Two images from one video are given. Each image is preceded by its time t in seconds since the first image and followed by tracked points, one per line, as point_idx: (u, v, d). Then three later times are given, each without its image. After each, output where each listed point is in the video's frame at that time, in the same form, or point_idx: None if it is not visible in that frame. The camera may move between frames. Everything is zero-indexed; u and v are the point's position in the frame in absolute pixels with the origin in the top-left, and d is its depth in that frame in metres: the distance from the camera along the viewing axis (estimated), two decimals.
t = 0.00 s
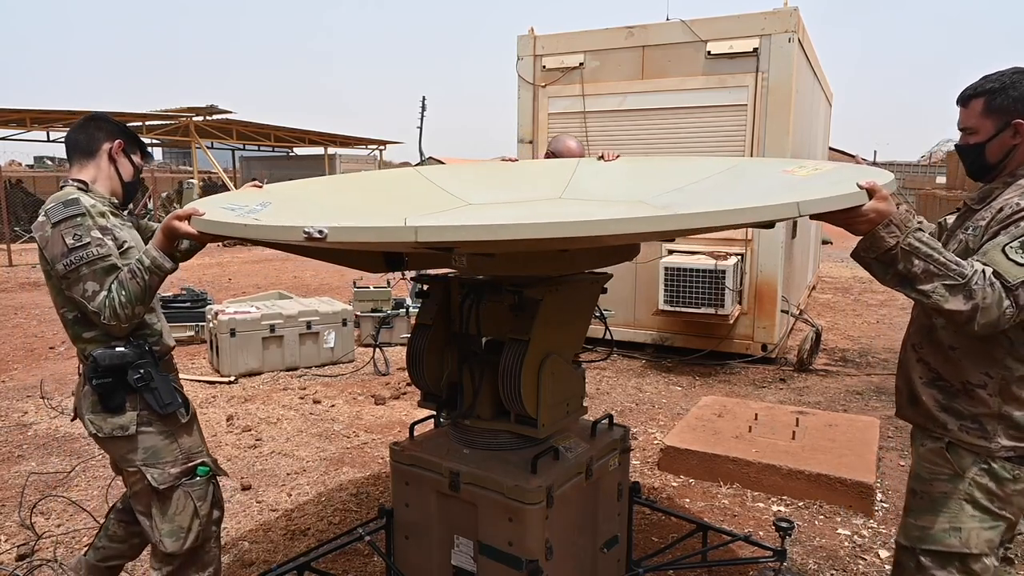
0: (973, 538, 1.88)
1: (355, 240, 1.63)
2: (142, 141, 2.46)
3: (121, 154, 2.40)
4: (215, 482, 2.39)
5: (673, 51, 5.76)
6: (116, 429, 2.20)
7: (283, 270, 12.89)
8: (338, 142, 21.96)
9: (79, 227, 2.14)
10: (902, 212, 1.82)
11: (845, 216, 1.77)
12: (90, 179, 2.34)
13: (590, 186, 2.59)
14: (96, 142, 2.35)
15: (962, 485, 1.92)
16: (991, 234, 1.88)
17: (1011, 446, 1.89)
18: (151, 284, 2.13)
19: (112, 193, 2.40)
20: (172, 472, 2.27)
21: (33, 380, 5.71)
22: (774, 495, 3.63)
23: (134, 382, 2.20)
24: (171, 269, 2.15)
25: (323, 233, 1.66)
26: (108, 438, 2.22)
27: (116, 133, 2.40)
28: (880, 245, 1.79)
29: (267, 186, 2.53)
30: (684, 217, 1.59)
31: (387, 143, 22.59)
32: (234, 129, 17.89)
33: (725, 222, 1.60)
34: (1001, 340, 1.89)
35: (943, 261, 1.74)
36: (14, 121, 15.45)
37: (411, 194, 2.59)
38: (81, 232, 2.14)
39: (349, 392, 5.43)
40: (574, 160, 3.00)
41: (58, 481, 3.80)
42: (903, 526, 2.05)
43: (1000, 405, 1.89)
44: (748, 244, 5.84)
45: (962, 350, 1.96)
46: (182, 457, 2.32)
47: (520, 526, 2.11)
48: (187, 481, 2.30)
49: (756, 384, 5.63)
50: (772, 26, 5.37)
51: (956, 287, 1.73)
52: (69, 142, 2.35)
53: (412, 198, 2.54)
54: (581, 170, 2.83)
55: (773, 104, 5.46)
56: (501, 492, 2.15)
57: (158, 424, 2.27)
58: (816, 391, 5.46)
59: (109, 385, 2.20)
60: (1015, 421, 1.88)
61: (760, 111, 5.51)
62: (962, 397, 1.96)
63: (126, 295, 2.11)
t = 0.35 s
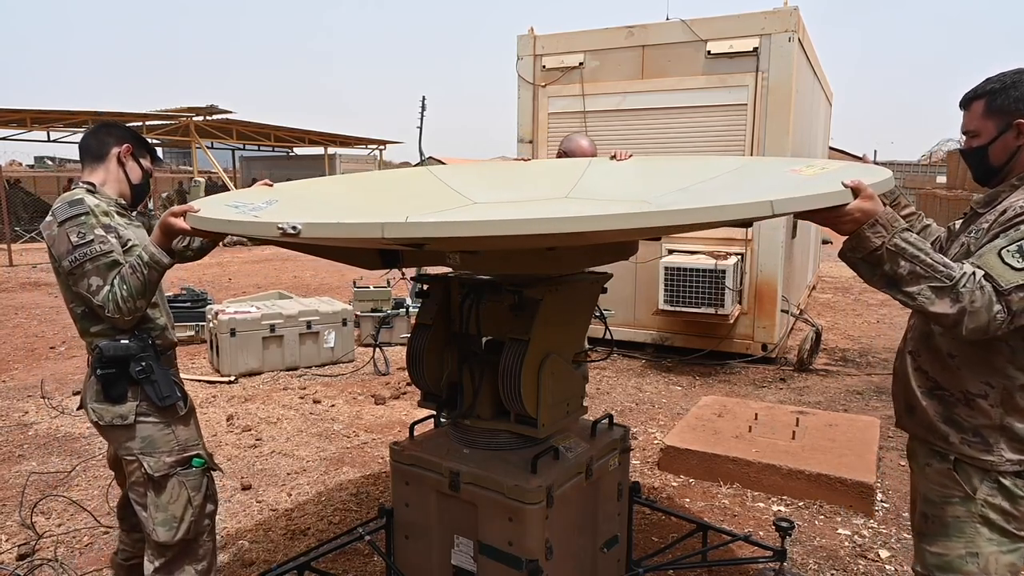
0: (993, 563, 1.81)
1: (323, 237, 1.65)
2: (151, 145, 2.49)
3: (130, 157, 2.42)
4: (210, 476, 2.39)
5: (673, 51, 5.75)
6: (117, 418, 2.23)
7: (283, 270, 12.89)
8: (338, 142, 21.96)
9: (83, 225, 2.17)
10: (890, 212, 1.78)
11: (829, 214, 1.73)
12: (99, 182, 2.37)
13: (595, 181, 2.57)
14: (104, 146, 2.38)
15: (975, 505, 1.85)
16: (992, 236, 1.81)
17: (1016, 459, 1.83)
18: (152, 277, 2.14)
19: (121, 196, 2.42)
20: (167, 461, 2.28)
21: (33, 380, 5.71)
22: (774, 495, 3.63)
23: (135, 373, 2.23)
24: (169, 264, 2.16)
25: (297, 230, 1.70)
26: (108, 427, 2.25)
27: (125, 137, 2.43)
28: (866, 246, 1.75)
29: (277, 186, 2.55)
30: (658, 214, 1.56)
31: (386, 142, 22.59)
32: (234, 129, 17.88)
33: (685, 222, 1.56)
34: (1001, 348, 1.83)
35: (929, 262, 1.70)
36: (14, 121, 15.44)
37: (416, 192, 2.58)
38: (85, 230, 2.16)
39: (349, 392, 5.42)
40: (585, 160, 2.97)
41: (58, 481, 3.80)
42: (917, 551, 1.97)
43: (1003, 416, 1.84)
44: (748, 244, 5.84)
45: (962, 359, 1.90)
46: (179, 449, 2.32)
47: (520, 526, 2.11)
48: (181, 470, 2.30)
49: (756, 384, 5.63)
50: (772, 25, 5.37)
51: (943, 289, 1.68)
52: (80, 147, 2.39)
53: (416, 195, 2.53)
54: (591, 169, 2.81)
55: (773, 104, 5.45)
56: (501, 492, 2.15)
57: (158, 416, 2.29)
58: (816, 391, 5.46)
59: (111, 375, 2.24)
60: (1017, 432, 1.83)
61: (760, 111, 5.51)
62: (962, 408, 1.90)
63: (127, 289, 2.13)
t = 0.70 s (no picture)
0: None
1: (296, 237, 1.70)
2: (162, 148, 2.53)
3: (139, 160, 2.48)
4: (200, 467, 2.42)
5: (673, 51, 5.75)
6: (108, 411, 2.30)
7: (283, 270, 12.90)
8: (338, 142, 21.97)
9: (90, 225, 2.21)
10: (871, 210, 1.69)
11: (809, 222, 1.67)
12: (109, 185, 2.44)
13: (600, 180, 2.56)
14: (115, 150, 2.45)
15: (987, 518, 1.75)
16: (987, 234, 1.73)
17: None
18: (150, 276, 2.19)
19: (131, 199, 2.49)
20: (155, 452, 2.32)
21: (33, 381, 5.71)
22: (774, 495, 3.63)
23: (124, 369, 2.28)
24: (167, 261, 2.19)
25: (271, 230, 1.74)
26: (102, 419, 2.32)
27: (136, 141, 2.48)
28: (848, 247, 1.67)
29: (285, 185, 2.56)
30: (642, 212, 1.54)
31: (386, 143, 22.61)
32: (234, 129, 17.90)
33: (665, 222, 1.54)
34: (1011, 350, 1.73)
35: (915, 260, 1.62)
36: (14, 121, 15.44)
37: (421, 191, 2.58)
38: (93, 230, 2.21)
39: (349, 392, 5.42)
40: (594, 159, 2.96)
41: (58, 481, 3.80)
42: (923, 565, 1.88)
43: (1014, 421, 1.74)
44: (748, 244, 5.84)
45: (969, 363, 1.80)
46: (169, 441, 2.36)
47: (520, 526, 2.11)
48: (170, 462, 2.34)
49: (756, 384, 5.63)
50: (772, 25, 5.37)
51: (930, 288, 1.60)
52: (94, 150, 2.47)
53: (420, 194, 2.53)
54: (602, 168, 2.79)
55: (773, 104, 5.45)
56: (501, 491, 2.15)
57: (147, 410, 2.33)
58: (816, 391, 5.46)
59: (103, 370, 2.30)
60: None
61: (760, 111, 5.50)
62: (971, 415, 1.80)
63: (130, 286, 2.17)
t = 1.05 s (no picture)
0: None
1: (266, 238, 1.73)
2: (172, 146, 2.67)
3: (149, 157, 2.64)
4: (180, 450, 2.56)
5: (673, 51, 5.75)
6: (92, 396, 2.47)
7: (284, 270, 12.90)
8: (338, 142, 21.97)
9: (98, 219, 2.39)
10: (846, 209, 1.68)
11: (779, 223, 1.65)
12: (121, 180, 2.61)
13: (606, 179, 2.55)
14: (127, 147, 2.61)
15: (995, 530, 1.72)
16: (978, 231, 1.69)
17: None
18: (145, 272, 2.28)
19: (141, 192, 2.65)
20: (134, 434, 2.46)
21: (33, 380, 5.71)
22: (774, 495, 3.63)
23: (104, 356, 2.44)
24: (163, 258, 2.28)
25: (245, 231, 1.77)
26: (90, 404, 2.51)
27: (147, 139, 2.64)
28: (823, 249, 1.65)
29: (295, 186, 2.58)
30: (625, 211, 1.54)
31: (386, 142, 22.62)
32: (234, 129, 17.90)
33: (644, 222, 1.54)
34: (1010, 353, 1.70)
35: (891, 260, 1.60)
36: (14, 122, 15.44)
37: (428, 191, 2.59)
38: (99, 224, 2.38)
39: (349, 392, 5.42)
40: (604, 158, 2.94)
41: (58, 481, 3.80)
42: None
43: (1019, 428, 1.70)
44: (748, 244, 5.83)
45: (970, 368, 1.76)
46: (147, 424, 2.50)
47: (521, 526, 2.11)
48: (148, 443, 2.48)
49: (756, 384, 5.62)
50: (772, 25, 5.36)
51: (908, 287, 1.57)
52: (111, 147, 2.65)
53: (425, 194, 2.53)
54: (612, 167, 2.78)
55: (773, 104, 5.45)
56: (501, 491, 2.15)
57: (127, 394, 2.48)
58: (816, 391, 5.46)
59: (88, 357, 2.47)
60: None
61: (760, 111, 5.50)
62: (973, 423, 1.75)
63: (125, 280, 2.31)
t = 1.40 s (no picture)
0: None
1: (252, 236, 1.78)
2: (178, 142, 2.76)
3: (156, 152, 2.72)
4: (174, 439, 2.57)
5: (673, 51, 5.75)
6: (93, 379, 2.57)
7: (284, 270, 12.90)
8: (338, 142, 21.97)
9: (102, 212, 2.48)
10: (823, 211, 1.66)
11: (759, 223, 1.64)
12: (128, 174, 2.69)
13: (613, 179, 2.53)
14: (135, 142, 2.70)
15: (998, 539, 1.72)
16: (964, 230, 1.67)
17: None
18: (144, 267, 2.32)
19: (147, 186, 2.73)
20: (131, 420, 2.54)
21: (34, 380, 5.71)
22: (775, 495, 3.63)
23: (104, 342, 2.52)
24: (163, 257, 2.31)
25: (228, 230, 1.81)
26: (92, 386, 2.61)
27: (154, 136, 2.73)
28: (800, 252, 1.65)
29: (305, 186, 2.60)
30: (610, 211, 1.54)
31: (386, 143, 22.62)
32: (234, 128, 17.90)
33: (625, 222, 1.54)
34: (1006, 356, 1.70)
35: (868, 262, 1.58)
36: (14, 122, 15.44)
37: (434, 191, 2.59)
38: (104, 217, 2.47)
39: (349, 392, 5.42)
40: (614, 159, 2.93)
41: (59, 480, 3.81)
42: None
43: (1020, 432, 1.69)
44: (748, 244, 5.83)
45: (966, 372, 1.76)
46: (143, 411, 2.57)
47: (521, 526, 2.11)
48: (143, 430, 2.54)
49: (756, 383, 5.62)
50: (772, 25, 5.36)
51: (886, 289, 1.56)
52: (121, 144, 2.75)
53: (431, 194, 2.54)
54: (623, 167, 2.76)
55: (773, 104, 5.45)
56: (501, 491, 2.16)
57: (125, 380, 2.55)
58: (816, 391, 5.46)
59: (89, 341, 2.56)
60: None
61: (760, 111, 5.50)
62: (973, 427, 1.74)
63: (126, 274, 2.35)
